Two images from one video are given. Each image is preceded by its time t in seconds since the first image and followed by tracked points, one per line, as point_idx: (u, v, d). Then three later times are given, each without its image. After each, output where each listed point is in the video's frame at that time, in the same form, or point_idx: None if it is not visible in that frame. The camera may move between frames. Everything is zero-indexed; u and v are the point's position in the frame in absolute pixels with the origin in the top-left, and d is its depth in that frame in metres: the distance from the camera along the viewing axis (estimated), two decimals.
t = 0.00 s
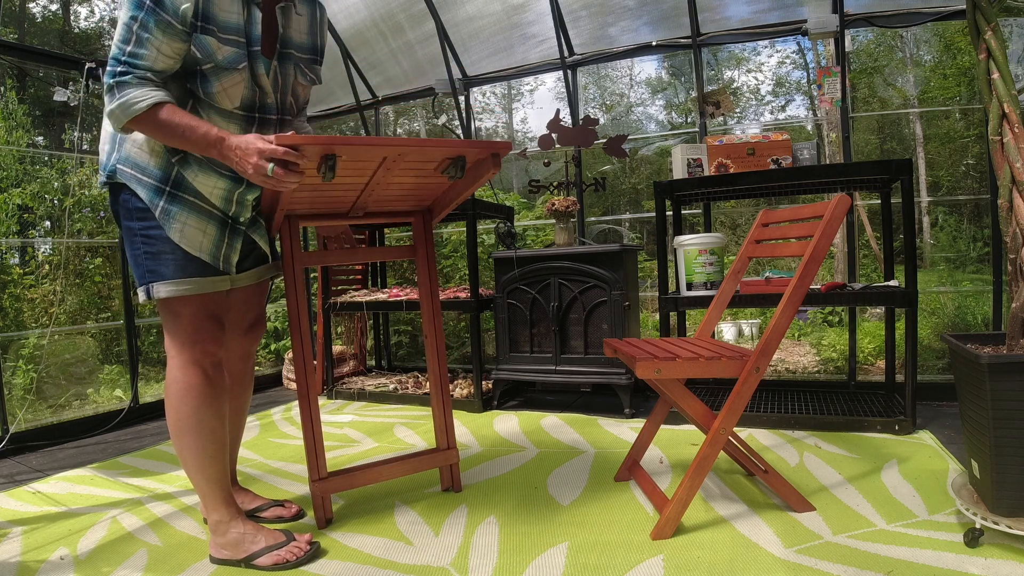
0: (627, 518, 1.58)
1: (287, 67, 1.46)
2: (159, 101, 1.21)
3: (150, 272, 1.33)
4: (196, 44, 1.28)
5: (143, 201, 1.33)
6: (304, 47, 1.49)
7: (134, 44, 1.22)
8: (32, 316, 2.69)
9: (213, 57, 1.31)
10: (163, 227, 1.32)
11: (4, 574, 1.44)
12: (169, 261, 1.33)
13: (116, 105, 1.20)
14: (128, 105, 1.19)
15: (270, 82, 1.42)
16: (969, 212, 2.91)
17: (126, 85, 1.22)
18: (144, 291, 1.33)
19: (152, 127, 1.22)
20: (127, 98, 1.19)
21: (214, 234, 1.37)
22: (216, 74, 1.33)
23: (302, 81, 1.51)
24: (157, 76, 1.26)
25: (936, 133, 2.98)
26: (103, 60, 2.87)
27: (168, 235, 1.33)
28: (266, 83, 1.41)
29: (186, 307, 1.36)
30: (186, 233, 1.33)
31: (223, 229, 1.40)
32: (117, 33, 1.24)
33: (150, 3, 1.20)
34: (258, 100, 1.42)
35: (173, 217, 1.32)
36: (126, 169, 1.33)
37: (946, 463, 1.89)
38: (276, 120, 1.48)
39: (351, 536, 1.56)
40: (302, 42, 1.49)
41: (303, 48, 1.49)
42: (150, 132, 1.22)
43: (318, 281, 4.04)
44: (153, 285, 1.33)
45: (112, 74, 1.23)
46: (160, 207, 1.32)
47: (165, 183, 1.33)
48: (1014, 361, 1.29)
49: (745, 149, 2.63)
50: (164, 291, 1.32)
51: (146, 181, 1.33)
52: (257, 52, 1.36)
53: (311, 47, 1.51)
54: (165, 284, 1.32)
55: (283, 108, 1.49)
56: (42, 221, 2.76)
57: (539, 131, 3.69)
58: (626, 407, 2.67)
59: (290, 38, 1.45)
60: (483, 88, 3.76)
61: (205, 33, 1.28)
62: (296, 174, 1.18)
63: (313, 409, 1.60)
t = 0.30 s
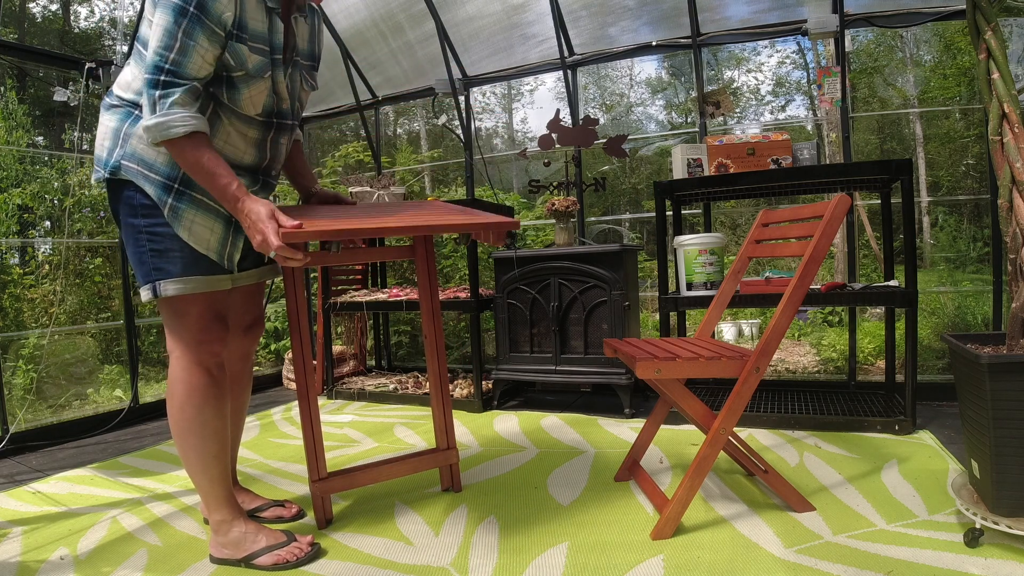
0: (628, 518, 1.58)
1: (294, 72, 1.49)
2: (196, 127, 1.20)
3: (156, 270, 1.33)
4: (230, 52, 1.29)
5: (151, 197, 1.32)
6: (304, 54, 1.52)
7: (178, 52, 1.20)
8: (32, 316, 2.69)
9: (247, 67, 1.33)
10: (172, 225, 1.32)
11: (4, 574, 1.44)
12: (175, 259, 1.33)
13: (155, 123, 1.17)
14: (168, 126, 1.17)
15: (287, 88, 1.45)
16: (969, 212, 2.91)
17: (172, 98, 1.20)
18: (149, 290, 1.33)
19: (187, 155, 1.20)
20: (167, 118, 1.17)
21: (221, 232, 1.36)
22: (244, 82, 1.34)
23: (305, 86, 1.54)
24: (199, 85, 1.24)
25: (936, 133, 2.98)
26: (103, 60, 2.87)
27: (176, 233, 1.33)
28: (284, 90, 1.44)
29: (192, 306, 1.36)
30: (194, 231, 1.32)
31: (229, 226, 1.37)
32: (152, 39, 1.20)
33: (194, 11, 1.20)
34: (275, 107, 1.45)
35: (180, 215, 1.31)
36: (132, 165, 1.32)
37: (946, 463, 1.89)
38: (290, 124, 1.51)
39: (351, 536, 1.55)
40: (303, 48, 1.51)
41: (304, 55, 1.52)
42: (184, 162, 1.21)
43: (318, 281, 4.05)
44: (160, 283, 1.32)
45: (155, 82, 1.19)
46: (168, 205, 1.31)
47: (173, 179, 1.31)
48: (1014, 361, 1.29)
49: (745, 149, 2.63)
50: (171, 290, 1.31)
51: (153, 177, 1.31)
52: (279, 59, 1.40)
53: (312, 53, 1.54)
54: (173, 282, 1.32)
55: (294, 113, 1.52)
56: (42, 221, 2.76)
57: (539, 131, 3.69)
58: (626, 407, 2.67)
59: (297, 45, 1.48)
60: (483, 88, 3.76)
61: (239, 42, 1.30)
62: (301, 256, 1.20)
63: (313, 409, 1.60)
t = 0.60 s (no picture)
0: (629, 517, 1.58)
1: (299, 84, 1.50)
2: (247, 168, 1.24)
3: (164, 271, 1.32)
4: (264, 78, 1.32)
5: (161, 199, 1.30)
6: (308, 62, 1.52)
7: (231, 84, 1.22)
8: (32, 316, 2.69)
9: (278, 92, 1.36)
10: (182, 228, 1.32)
11: (3, 574, 1.44)
12: (184, 260, 1.33)
13: (218, 159, 1.20)
14: (232, 164, 1.21)
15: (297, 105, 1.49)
16: (969, 212, 2.91)
17: (229, 132, 1.23)
18: (157, 292, 1.30)
19: (225, 191, 1.23)
20: (230, 155, 1.21)
21: (225, 235, 1.39)
22: (274, 107, 1.37)
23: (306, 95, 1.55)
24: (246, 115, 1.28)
25: (936, 133, 2.98)
26: (103, 60, 2.87)
27: (185, 235, 1.33)
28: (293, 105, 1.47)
29: (196, 308, 1.36)
30: (204, 234, 1.34)
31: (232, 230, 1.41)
32: (203, 69, 1.19)
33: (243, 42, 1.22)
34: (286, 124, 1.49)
35: (190, 217, 1.32)
36: (140, 166, 1.29)
37: (946, 463, 1.89)
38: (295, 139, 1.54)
39: (351, 536, 1.55)
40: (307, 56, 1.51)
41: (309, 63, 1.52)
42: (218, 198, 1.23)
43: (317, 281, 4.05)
44: (170, 285, 1.31)
45: (212, 114, 1.20)
46: (179, 207, 1.31)
47: (182, 182, 1.31)
48: (1014, 361, 1.28)
49: (745, 149, 2.63)
50: (180, 292, 1.31)
51: (162, 179, 1.30)
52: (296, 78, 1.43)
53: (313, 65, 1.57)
54: (183, 284, 1.32)
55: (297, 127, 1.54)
56: (42, 221, 2.76)
57: (539, 131, 3.69)
58: (626, 407, 2.67)
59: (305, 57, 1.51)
60: (483, 88, 3.76)
61: (273, 68, 1.33)
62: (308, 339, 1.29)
63: (312, 409, 1.60)
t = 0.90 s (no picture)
0: (629, 518, 1.58)
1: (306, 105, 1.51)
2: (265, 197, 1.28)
3: (168, 274, 1.31)
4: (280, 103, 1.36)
5: (165, 202, 1.30)
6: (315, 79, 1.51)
7: (255, 112, 1.26)
8: (32, 316, 2.69)
9: (290, 116, 1.40)
10: (186, 230, 1.32)
11: (3, 574, 1.44)
12: (188, 262, 1.33)
13: (243, 186, 1.24)
14: (256, 192, 1.26)
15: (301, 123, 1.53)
16: (969, 212, 2.91)
17: (253, 159, 1.27)
18: (162, 295, 1.30)
19: (243, 219, 1.27)
20: (254, 183, 1.25)
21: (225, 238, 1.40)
22: (286, 129, 1.41)
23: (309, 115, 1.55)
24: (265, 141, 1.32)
25: (936, 133, 2.98)
26: (103, 60, 2.87)
27: (188, 238, 1.33)
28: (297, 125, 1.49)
29: (197, 310, 1.35)
30: (208, 237, 1.34)
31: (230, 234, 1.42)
32: (228, 98, 1.22)
33: (267, 70, 1.27)
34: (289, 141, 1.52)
35: (195, 221, 1.32)
36: (144, 168, 1.28)
37: (946, 463, 1.89)
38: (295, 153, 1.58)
39: (351, 536, 1.56)
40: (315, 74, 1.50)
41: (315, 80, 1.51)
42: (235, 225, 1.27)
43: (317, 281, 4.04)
44: (175, 288, 1.31)
45: (237, 143, 1.24)
46: (183, 211, 1.31)
47: (186, 186, 1.31)
48: (1014, 361, 1.29)
49: (745, 149, 2.63)
50: (186, 295, 1.31)
51: (166, 182, 1.29)
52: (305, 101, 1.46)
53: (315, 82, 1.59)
54: (188, 287, 1.32)
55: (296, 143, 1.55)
56: (42, 221, 2.75)
57: (539, 131, 3.69)
58: (626, 407, 2.67)
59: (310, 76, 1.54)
60: (483, 88, 3.76)
61: (288, 93, 1.38)
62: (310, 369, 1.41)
63: (313, 409, 1.61)
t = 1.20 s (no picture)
0: (629, 518, 1.58)
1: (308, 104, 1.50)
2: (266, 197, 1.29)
3: (170, 274, 1.30)
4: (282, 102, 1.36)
5: (167, 202, 1.30)
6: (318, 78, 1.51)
7: (257, 111, 1.26)
8: (32, 316, 2.68)
9: (292, 115, 1.40)
10: (188, 231, 1.32)
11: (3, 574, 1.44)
12: (191, 263, 1.33)
13: (249, 188, 1.25)
14: (260, 194, 1.27)
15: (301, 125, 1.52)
16: (969, 212, 2.91)
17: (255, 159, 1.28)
18: (165, 295, 1.29)
19: (245, 217, 1.29)
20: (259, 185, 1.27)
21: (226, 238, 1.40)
22: (287, 128, 1.41)
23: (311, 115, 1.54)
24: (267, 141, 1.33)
25: (936, 133, 2.98)
26: (103, 60, 2.87)
27: (189, 238, 1.33)
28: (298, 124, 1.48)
29: (199, 312, 1.35)
30: (210, 237, 1.35)
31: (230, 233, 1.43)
32: (231, 97, 1.22)
33: (270, 70, 1.26)
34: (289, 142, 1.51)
35: (197, 221, 1.32)
36: (145, 168, 1.28)
37: (946, 463, 1.89)
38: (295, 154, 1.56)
39: (351, 536, 1.56)
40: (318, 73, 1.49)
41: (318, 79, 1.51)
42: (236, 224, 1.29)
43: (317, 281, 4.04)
44: (178, 288, 1.31)
45: (241, 143, 1.25)
46: (185, 211, 1.31)
47: (187, 186, 1.31)
48: (1014, 361, 1.29)
49: (745, 149, 2.63)
50: (189, 295, 1.32)
51: (167, 182, 1.29)
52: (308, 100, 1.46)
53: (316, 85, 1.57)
54: (191, 287, 1.32)
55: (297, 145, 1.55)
56: (42, 221, 2.75)
57: (539, 131, 3.69)
58: (626, 407, 2.67)
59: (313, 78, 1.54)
60: (483, 88, 3.76)
61: (291, 92, 1.38)
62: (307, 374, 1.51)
63: (313, 407, 1.60)
